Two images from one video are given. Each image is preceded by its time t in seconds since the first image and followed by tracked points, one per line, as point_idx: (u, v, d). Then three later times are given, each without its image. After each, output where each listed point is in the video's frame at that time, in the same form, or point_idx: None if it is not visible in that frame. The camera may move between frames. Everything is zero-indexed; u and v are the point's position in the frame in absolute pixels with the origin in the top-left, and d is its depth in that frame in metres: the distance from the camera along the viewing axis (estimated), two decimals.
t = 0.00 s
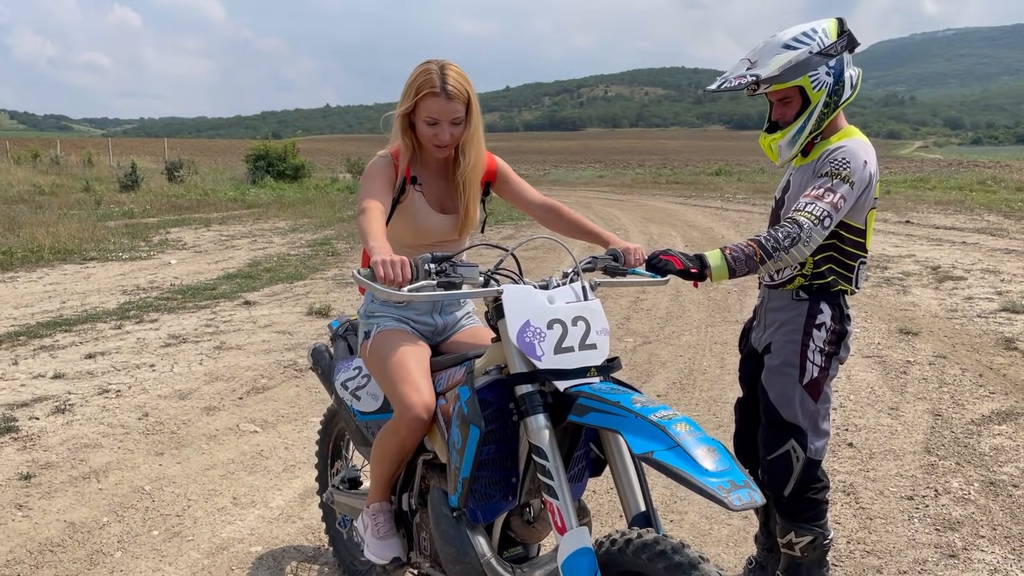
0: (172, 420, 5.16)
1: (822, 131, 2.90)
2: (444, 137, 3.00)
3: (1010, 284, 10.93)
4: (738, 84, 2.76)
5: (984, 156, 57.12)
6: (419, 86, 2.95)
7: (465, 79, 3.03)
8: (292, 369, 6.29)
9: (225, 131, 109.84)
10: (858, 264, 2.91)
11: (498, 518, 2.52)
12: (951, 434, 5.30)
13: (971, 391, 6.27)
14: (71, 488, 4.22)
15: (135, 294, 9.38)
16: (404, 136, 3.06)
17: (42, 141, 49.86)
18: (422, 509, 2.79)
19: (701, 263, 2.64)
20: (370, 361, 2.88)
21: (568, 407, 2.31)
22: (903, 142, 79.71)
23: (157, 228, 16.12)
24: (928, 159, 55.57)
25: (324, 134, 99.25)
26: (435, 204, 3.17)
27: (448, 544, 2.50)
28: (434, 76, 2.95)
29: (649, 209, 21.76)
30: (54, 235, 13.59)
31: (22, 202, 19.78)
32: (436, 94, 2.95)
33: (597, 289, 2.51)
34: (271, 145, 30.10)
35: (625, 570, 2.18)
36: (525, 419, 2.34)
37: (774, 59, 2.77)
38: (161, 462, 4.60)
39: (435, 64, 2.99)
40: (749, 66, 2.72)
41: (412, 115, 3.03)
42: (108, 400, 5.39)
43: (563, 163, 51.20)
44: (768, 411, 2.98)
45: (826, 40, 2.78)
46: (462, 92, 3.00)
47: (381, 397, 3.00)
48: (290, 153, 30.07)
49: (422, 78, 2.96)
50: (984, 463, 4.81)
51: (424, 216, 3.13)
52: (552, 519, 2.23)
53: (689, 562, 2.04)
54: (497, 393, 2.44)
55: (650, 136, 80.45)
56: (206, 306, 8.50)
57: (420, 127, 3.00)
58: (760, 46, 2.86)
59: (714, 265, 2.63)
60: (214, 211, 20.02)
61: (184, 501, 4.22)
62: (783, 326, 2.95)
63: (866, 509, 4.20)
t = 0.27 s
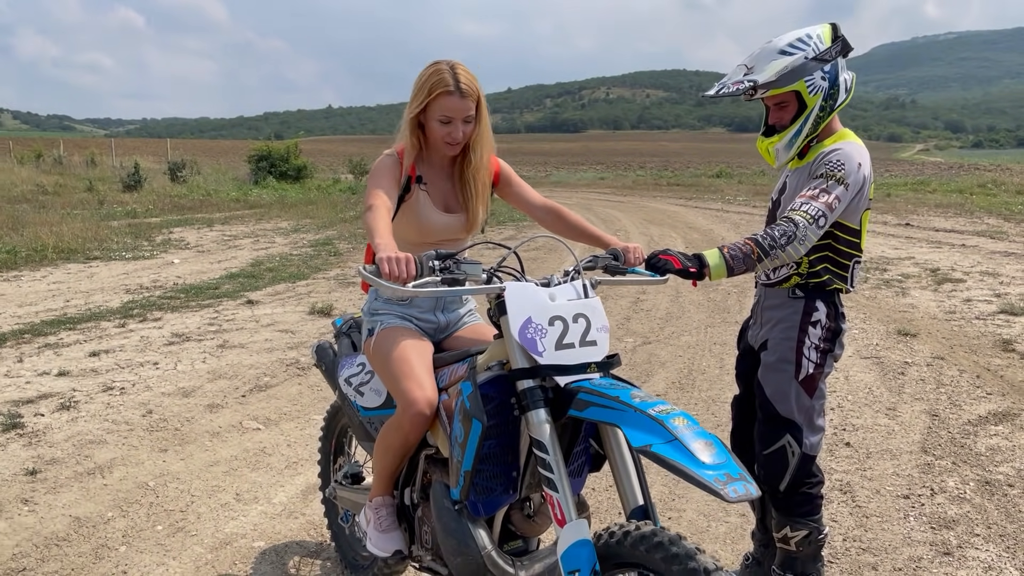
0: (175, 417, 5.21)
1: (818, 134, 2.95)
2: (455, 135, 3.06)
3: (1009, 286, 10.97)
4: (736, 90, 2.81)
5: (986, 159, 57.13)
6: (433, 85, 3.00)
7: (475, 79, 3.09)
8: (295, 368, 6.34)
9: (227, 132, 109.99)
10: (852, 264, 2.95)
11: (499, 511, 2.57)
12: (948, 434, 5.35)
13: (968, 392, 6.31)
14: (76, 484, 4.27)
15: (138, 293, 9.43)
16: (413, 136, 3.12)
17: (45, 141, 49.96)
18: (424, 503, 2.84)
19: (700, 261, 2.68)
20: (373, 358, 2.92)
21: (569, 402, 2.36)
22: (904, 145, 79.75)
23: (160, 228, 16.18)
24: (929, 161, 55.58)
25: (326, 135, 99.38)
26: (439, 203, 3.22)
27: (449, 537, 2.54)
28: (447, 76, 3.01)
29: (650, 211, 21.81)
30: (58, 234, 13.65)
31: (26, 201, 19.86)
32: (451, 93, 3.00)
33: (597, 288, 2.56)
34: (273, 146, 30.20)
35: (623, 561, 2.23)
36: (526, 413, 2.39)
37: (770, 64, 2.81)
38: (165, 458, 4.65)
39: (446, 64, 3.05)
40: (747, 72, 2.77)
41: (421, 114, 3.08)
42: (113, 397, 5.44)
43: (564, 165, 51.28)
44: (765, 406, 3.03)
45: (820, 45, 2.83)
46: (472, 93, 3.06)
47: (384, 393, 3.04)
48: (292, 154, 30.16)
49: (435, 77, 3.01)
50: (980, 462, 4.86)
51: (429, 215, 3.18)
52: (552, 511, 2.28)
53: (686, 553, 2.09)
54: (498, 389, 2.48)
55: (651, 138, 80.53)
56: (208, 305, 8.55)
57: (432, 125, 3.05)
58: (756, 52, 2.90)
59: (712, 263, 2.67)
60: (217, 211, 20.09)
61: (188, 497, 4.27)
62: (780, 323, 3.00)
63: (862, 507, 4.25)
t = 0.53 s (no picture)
0: (183, 417, 5.22)
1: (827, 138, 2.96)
2: (478, 136, 3.11)
3: (1013, 290, 10.97)
4: (745, 94, 2.82)
5: (988, 163, 57.12)
6: (459, 84, 3.05)
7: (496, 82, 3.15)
8: (301, 369, 6.36)
9: (230, 134, 110.10)
10: (860, 266, 2.97)
11: (512, 511, 2.58)
12: (954, 438, 5.35)
13: (974, 396, 6.31)
14: (85, 484, 4.28)
15: (143, 294, 9.45)
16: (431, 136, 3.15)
17: (48, 142, 50.01)
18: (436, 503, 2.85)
19: (713, 264, 2.68)
20: (386, 359, 2.93)
21: (584, 402, 2.37)
22: (906, 149, 79.74)
23: (164, 229, 16.21)
24: (933, 166, 55.56)
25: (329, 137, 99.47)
26: (455, 204, 3.24)
27: (463, 536, 2.56)
28: (472, 76, 3.06)
29: (653, 214, 21.81)
30: (62, 235, 13.68)
31: (30, 202, 19.90)
32: (478, 94, 3.06)
33: (612, 290, 2.57)
34: (276, 148, 30.25)
35: (637, 561, 2.25)
36: (541, 414, 2.40)
37: (779, 69, 2.82)
38: (173, 459, 4.66)
39: (470, 66, 3.10)
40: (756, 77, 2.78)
41: (443, 113, 3.12)
42: (120, 397, 5.45)
43: (566, 168, 51.32)
44: (774, 407, 3.04)
45: (828, 49, 2.84)
46: (494, 95, 3.11)
47: (396, 393, 3.05)
48: (294, 156, 30.21)
49: (460, 78, 3.06)
50: (986, 466, 4.86)
51: (444, 215, 3.19)
52: (567, 511, 2.30)
53: (702, 553, 2.11)
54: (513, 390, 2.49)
55: (653, 141, 80.57)
56: (214, 306, 8.56)
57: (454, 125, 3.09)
58: (764, 56, 2.92)
59: (726, 266, 2.67)
60: (220, 212, 20.11)
61: (196, 497, 4.28)
62: (789, 325, 3.00)
63: (869, 510, 4.25)
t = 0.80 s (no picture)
0: (196, 417, 5.24)
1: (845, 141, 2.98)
2: (505, 141, 3.12)
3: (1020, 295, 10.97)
4: (763, 96, 2.84)
5: (992, 168, 57.07)
6: (491, 89, 3.06)
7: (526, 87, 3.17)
8: (312, 369, 6.37)
9: (233, 136, 110.25)
10: (880, 267, 2.98)
11: (535, 510, 2.60)
12: (965, 441, 5.36)
13: (984, 399, 6.32)
14: (101, 482, 4.29)
15: (152, 294, 9.47)
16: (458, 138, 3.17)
17: (53, 144, 50.08)
18: (457, 501, 2.88)
19: (735, 266, 2.69)
20: (407, 357, 2.96)
21: (609, 401, 2.39)
22: (910, 154, 79.73)
23: (170, 231, 16.24)
24: (936, 171, 55.57)
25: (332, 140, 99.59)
26: (478, 206, 3.26)
27: (486, 534, 2.58)
28: (502, 81, 3.07)
29: (657, 218, 21.82)
30: (69, 236, 13.72)
31: (36, 203, 19.95)
32: (508, 100, 3.07)
33: (636, 290, 2.59)
34: (280, 150, 30.31)
35: (663, 559, 2.26)
36: (566, 412, 2.42)
37: (797, 71, 2.84)
38: (187, 458, 4.68)
39: (502, 70, 3.11)
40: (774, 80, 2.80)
41: (471, 115, 3.14)
42: (133, 397, 5.47)
43: (570, 171, 51.35)
44: (792, 408, 3.04)
45: (846, 52, 2.85)
46: (523, 101, 3.12)
47: (417, 392, 3.07)
48: (299, 159, 30.26)
49: (492, 82, 3.07)
50: (998, 469, 4.87)
51: (467, 217, 3.22)
52: (593, 509, 2.32)
53: (730, 551, 2.12)
54: (537, 389, 2.52)
55: (657, 145, 80.60)
56: (223, 307, 8.58)
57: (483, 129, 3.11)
58: (782, 59, 2.94)
59: (748, 267, 2.68)
60: (225, 214, 20.14)
61: (211, 496, 4.29)
62: (809, 326, 3.01)
63: (883, 512, 4.25)
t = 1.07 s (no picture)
0: (209, 419, 5.29)
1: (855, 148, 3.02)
2: (525, 150, 3.19)
3: None
4: (773, 103, 2.90)
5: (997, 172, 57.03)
6: (514, 101, 3.13)
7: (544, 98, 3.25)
8: (322, 371, 6.43)
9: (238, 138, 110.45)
10: (889, 274, 3.02)
11: (551, 511, 2.66)
12: (972, 445, 5.40)
13: (989, 404, 6.36)
14: (117, 483, 4.35)
15: (161, 297, 9.54)
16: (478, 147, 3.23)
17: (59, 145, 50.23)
18: (473, 503, 2.93)
19: (748, 273, 2.71)
20: (424, 361, 3.01)
21: (626, 405, 2.44)
22: (914, 157, 79.71)
23: (177, 233, 16.32)
24: (941, 175, 55.58)
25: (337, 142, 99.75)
26: (494, 212, 3.32)
27: (504, 535, 2.63)
28: (525, 92, 3.14)
29: (662, 221, 21.85)
30: (77, 238, 13.79)
31: (43, 205, 20.05)
32: (531, 112, 3.15)
33: (650, 296, 2.64)
34: (286, 152, 30.40)
35: (679, 560, 2.31)
36: (584, 416, 2.47)
37: (809, 79, 2.89)
38: (201, 459, 4.73)
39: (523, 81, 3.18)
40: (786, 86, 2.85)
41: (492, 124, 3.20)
42: (147, 399, 5.53)
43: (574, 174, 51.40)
44: (802, 412, 3.10)
45: (857, 61, 2.90)
46: (543, 111, 3.19)
47: (433, 395, 3.13)
48: (304, 161, 30.33)
49: (515, 93, 3.14)
50: (1004, 474, 4.91)
51: (484, 223, 3.28)
52: (610, 511, 2.36)
53: (746, 553, 2.17)
54: (555, 392, 2.57)
55: (661, 148, 80.63)
56: (232, 309, 8.64)
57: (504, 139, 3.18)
58: (794, 68, 2.99)
59: (760, 275, 2.71)
60: (231, 216, 20.21)
61: (225, 497, 4.35)
62: (819, 332, 3.06)
63: (890, 515, 4.29)
